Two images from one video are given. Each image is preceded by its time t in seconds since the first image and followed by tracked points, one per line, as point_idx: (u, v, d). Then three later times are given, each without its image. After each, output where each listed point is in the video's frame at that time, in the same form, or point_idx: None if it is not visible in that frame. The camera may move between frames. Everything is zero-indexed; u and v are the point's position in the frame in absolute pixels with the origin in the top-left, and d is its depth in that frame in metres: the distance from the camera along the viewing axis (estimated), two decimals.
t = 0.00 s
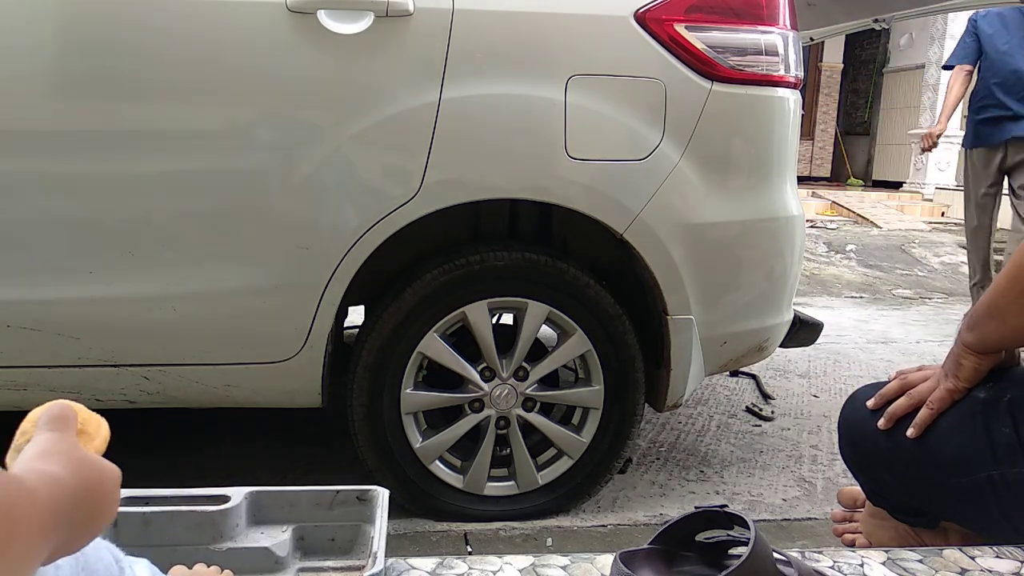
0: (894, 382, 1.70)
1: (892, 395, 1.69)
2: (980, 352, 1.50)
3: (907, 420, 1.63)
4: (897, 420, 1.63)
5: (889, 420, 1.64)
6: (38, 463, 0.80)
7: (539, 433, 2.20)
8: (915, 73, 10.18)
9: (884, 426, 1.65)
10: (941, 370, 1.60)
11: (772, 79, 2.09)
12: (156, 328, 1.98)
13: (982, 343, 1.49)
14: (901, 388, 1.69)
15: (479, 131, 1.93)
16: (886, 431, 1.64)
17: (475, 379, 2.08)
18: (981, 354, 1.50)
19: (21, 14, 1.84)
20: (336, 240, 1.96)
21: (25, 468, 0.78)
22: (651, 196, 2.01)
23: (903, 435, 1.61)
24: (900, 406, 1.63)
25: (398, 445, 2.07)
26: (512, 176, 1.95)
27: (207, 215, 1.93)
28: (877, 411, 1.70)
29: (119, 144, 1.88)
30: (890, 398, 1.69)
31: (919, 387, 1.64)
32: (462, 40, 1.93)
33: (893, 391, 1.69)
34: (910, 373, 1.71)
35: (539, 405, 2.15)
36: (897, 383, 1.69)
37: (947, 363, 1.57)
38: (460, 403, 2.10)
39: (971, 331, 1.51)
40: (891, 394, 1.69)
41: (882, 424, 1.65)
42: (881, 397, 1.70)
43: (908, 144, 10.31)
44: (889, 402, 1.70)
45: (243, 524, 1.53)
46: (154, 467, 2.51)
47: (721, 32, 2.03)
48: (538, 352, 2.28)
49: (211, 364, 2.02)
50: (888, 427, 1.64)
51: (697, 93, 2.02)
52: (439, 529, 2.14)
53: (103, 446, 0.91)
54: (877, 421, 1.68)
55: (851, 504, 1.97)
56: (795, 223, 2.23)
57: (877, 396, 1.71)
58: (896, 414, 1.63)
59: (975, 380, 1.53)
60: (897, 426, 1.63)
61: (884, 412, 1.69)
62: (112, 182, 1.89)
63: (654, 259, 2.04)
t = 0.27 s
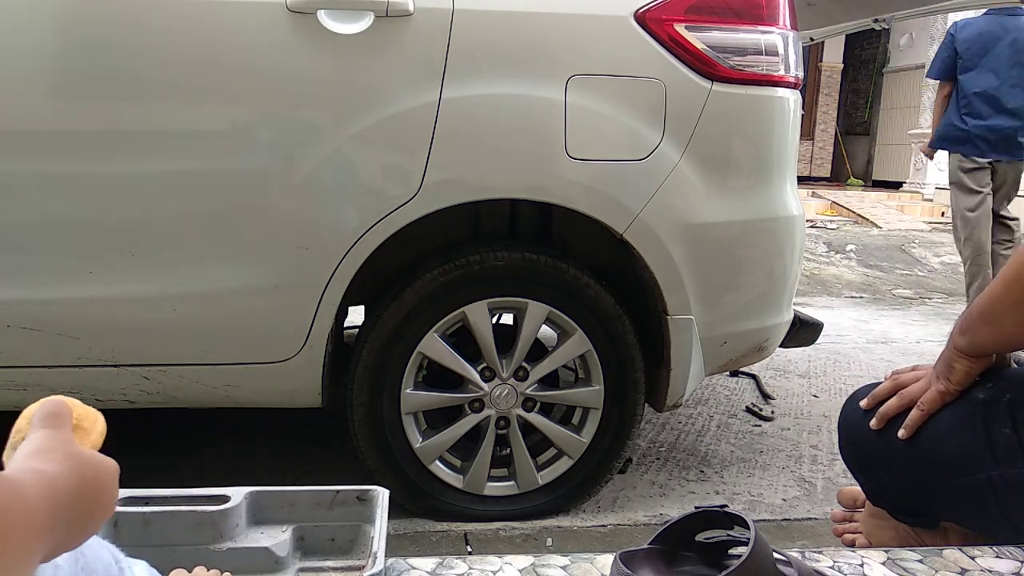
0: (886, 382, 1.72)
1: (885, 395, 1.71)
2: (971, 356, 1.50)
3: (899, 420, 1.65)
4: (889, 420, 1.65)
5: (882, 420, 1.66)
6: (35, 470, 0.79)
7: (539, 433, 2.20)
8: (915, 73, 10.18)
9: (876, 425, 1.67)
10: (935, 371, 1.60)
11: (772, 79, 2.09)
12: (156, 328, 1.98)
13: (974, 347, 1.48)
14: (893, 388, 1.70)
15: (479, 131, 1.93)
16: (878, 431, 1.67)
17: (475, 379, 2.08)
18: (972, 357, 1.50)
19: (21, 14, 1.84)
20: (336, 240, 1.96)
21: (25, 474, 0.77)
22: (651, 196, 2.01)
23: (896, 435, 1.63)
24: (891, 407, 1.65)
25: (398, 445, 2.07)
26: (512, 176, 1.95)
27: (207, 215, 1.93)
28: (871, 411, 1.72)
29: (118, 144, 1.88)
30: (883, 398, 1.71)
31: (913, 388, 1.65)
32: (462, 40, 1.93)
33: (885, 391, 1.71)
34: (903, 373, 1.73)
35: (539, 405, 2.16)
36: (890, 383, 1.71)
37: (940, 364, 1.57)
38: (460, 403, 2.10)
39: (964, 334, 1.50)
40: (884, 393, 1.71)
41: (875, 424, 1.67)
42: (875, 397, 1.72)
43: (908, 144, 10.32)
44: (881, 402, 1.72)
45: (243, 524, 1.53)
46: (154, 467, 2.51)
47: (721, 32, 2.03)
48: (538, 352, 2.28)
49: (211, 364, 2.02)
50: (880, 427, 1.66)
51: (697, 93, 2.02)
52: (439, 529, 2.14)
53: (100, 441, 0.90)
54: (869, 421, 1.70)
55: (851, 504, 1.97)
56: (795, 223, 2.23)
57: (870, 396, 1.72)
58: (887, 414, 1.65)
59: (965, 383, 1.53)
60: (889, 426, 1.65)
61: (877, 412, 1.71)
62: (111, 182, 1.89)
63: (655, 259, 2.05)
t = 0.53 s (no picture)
0: (883, 383, 1.73)
1: (881, 396, 1.72)
2: (965, 360, 1.50)
3: (894, 421, 1.66)
4: (884, 420, 1.67)
5: (877, 420, 1.67)
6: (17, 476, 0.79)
7: (539, 433, 2.20)
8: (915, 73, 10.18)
9: (871, 426, 1.68)
10: (930, 373, 1.60)
11: (772, 79, 2.09)
12: (156, 327, 1.98)
13: (968, 352, 1.48)
14: (889, 388, 1.72)
15: (479, 131, 1.93)
16: (873, 432, 1.68)
17: (475, 379, 2.08)
18: (966, 362, 1.50)
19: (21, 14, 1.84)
20: (336, 240, 1.96)
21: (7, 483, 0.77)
22: (651, 196, 2.01)
23: (890, 436, 1.64)
24: (886, 408, 1.66)
25: (398, 445, 2.07)
26: (512, 176, 1.95)
27: (207, 216, 1.93)
28: (866, 411, 1.74)
29: (118, 144, 1.88)
30: (879, 399, 1.73)
31: (908, 390, 1.65)
32: (462, 40, 1.93)
33: (881, 392, 1.73)
34: (900, 373, 1.74)
35: (539, 405, 2.15)
36: (886, 383, 1.73)
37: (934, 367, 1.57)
38: (460, 403, 2.10)
39: (959, 338, 1.50)
40: (880, 393, 1.73)
41: (870, 425, 1.68)
42: (871, 397, 1.74)
43: (908, 144, 10.32)
44: (878, 403, 1.73)
45: (243, 524, 1.53)
46: (154, 467, 2.51)
47: (721, 32, 2.03)
48: (538, 352, 2.28)
49: (211, 364, 2.02)
50: (875, 427, 1.68)
51: (697, 93, 2.02)
52: (439, 529, 2.14)
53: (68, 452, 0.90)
54: (865, 421, 1.72)
55: (851, 504, 1.97)
56: (795, 223, 2.23)
57: (867, 396, 1.74)
58: (883, 414, 1.66)
59: (959, 387, 1.53)
60: (884, 427, 1.67)
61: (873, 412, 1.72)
62: (111, 182, 1.89)
63: (655, 259, 2.05)
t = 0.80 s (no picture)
0: (883, 383, 1.73)
1: (881, 396, 1.72)
2: (963, 362, 1.50)
3: (894, 422, 1.66)
4: (883, 421, 1.67)
5: (876, 420, 1.67)
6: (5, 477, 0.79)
7: (538, 433, 2.20)
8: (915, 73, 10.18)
9: (871, 426, 1.68)
10: (929, 374, 1.60)
11: (772, 79, 2.09)
12: (156, 327, 1.98)
13: (966, 354, 1.48)
14: (888, 389, 1.72)
15: (479, 131, 1.93)
16: (873, 432, 1.68)
17: (475, 379, 2.08)
18: (964, 363, 1.50)
19: (21, 14, 1.84)
20: (336, 240, 1.96)
21: None
22: (651, 196, 2.01)
23: (890, 436, 1.64)
24: (885, 408, 1.67)
25: (398, 445, 2.07)
26: (512, 176, 1.95)
27: (207, 215, 1.93)
28: (866, 412, 1.74)
29: (118, 144, 1.88)
30: (878, 399, 1.73)
31: (907, 390, 1.65)
32: (462, 40, 1.93)
33: (881, 392, 1.73)
34: (899, 373, 1.74)
35: (539, 405, 2.15)
36: (886, 384, 1.72)
37: (933, 368, 1.57)
38: (460, 403, 2.10)
39: (956, 339, 1.50)
40: (879, 394, 1.73)
41: (869, 425, 1.68)
42: (871, 398, 1.74)
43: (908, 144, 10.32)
44: (877, 403, 1.73)
45: (243, 524, 1.53)
46: (154, 467, 2.51)
47: (721, 32, 2.03)
48: (538, 352, 2.28)
49: (211, 364, 2.02)
50: (875, 428, 1.68)
51: (697, 93, 2.02)
52: (439, 529, 2.14)
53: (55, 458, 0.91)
54: (865, 422, 1.72)
55: (851, 504, 1.97)
56: (795, 223, 2.23)
57: (867, 397, 1.74)
58: (882, 415, 1.67)
59: (959, 388, 1.53)
60: (883, 427, 1.67)
61: (872, 412, 1.72)
62: (111, 182, 1.89)
63: (655, 259, 2.05)
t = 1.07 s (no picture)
0: (883, 383, 1.73)
1: (881, 396, 1.72)
2: (964, 361, 1.50)
3: (894, 421, 1.66)
4: (883, 421, 1.67)
5: (877, 420, 1.67)
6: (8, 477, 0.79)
7: (539, 433, 2.20)
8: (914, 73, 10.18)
9: (871, 426, 1.68)
10: (929, 373, 1.60)
11: (772, 79, 2.09)
12: (156, 327, 1.98)
13: (967, 353, 1.48)
14: (889, 389, 1.72)
15: (479, 131, 1.93)
16: (873, 432, 1.68)
17: (475, 379, 2.08)
18: (965, 363, 1.50)
19: (22, 14, 1.84)
20: (336, 241, 1.96)
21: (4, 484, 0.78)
22: (651, 196, 2.01)
23: (890, 436, 1.64)
24: (886, 408, 1.67)
25: (398, 445, 2.07)
26: (512, 176, 1.95)
27: (207, 215, 1.93)
28: (866, 412, 1.74)
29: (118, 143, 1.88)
30: (879, 399, 1.73)
31: (908, 390, 1.65)
32: (462, 40, 1.93)
33: (881, 392, 1.73)
34: (899, 373, 1.74)
35: (540, 405, 2.15)
36: (886, 384, 1.73)
37: (933, 367, 1.57)
38: (460, 403, 2.10)
39: (957, 339, 1.50)
40: (880, 393, 1.73)
41: (870, 425, 1.69)
42: (871, 397, 1.74)
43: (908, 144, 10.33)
44: (877, 403, 1.73)
45: (243, 524, 1.53)
46: (154, 467, 2.51)
47: (721, 32, 2.03)
48: (538, 352, 2.28)
49: (211, 364, 2.02)
50: (875, 427, 1.68)
51: (697, 93, 2.02)
52: (439, 529, 2.14)
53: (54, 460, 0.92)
54: (865, 422, 1.72)
55: (851, 504, 1.97)
56: (795, 223, 2.23)
57: (867, 396, 1.74)
58: (883, 415, 1.67)
59: (960, 388, 1.53)
60: (883, 427, 1.67)
61: (873, 412, 1.73)
62: (111, 182, 1.89)
63: (654, 259, 2.04)
